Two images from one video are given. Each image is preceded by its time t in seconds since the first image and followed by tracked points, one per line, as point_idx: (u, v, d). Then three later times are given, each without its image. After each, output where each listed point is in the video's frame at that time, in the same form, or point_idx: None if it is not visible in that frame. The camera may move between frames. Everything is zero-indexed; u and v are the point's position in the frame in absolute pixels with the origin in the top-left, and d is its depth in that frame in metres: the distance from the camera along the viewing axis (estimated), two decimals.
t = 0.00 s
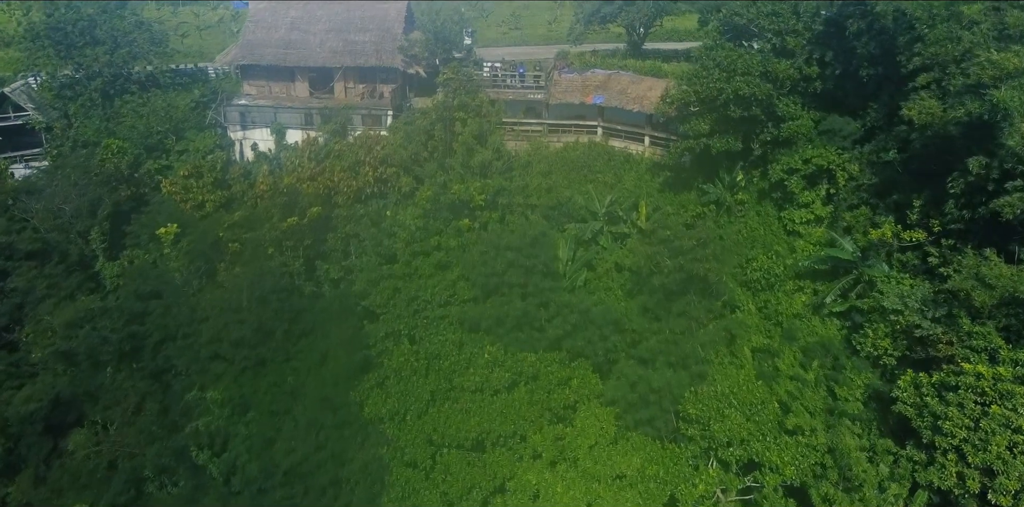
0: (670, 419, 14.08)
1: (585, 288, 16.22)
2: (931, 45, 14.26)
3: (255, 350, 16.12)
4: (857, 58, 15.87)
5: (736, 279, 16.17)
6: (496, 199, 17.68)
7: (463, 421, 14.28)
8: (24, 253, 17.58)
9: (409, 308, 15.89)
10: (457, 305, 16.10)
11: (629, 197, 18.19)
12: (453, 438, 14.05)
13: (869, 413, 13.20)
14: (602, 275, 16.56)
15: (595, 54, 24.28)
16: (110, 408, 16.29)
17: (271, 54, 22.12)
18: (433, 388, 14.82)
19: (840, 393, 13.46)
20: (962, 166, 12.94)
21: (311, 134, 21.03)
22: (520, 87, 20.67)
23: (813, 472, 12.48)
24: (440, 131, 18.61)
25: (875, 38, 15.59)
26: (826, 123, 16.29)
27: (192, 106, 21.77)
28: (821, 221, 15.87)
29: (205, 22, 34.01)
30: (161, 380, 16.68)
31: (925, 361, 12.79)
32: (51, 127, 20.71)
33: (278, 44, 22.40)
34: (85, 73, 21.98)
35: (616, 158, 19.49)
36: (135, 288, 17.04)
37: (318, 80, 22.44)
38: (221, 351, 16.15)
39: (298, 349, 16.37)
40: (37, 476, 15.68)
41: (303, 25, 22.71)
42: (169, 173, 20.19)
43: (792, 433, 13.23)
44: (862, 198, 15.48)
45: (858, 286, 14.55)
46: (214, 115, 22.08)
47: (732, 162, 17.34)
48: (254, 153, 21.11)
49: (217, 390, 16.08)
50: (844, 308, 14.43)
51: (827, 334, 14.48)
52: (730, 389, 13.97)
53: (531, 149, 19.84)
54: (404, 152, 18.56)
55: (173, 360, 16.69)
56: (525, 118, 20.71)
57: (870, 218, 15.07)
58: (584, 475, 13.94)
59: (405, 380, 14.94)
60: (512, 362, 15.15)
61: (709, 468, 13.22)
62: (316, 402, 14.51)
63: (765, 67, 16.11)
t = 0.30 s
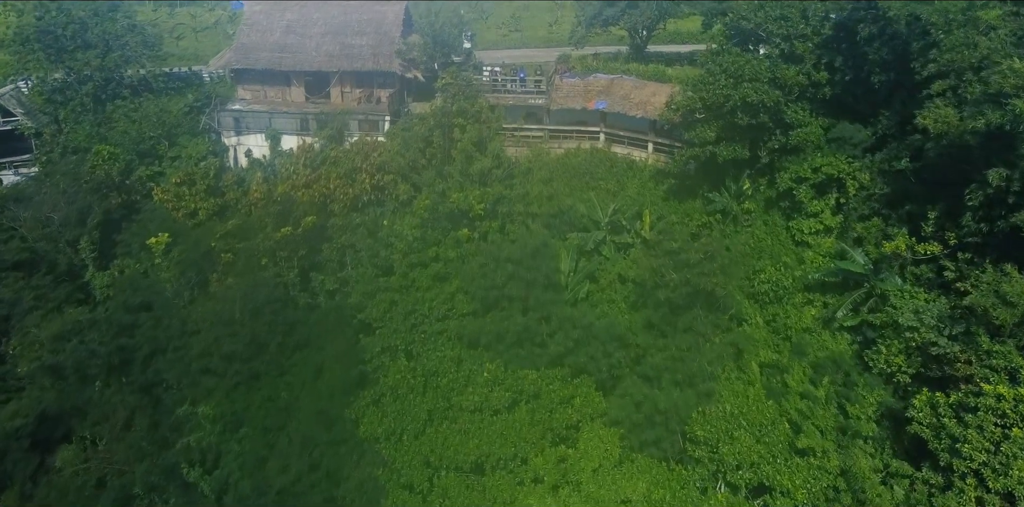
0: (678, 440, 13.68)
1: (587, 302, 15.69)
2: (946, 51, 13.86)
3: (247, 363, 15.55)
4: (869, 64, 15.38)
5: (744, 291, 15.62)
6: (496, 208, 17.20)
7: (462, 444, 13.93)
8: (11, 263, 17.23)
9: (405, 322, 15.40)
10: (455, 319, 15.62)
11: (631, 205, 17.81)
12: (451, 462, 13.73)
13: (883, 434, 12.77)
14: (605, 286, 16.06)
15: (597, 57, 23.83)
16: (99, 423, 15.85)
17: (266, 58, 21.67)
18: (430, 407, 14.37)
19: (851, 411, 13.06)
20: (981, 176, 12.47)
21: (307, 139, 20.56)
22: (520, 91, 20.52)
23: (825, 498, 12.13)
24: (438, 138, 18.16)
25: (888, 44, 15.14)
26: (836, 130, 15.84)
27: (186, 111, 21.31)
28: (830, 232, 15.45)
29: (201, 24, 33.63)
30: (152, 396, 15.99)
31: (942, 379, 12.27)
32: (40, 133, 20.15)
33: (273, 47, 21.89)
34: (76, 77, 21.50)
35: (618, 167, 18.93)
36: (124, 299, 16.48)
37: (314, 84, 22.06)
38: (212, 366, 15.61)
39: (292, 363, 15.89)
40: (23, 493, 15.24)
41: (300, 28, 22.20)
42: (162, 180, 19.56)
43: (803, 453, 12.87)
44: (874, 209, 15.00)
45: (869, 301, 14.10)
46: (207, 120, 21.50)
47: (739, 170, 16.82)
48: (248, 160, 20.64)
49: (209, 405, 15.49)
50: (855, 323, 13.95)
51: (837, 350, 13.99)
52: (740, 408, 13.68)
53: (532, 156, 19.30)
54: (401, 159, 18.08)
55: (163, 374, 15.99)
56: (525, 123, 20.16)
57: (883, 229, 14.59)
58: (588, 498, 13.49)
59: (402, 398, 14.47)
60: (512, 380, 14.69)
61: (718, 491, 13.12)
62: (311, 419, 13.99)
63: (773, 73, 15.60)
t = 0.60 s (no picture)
0: (684, 463, 13.01)
1: (590, 316, 15.21)
2: (964, 57, 13.18)
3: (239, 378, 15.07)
4: (881, 69, 14.84)
5: (751, 304, 15.11)
6: (495, 217, 16.65)
7: (460, 469, 13.23)
8: None
9: (402, 338, 15.02)
10: (453, 335, 15.17)
11: (634, 215, 17.30)
12: (447, 486, 13.01)
13: (898, 456, 12.29)
14: (608, 299, 15.57)
15: (600, 60, 23.37)
16: (85, 440, 14.78)
17: (260, 62, 21.05)
18: (427, 429, 13.81)
19: (864, 430, 12.56)
20: (1004, 187, 11.88)
21: (302, 145, 20.03)
22: (520, 96, 19.69)
23: None
24: (436, 146, 17.68)
25: (901, 49, 14.52)
26: (847, 138, 15.28)
27: (178, 116, 20.80)
28: (840, 243, 15.01)
29: (198, 25, 33.28)
30: (142, 412, 15.22)
31: (962, 400, 11.65)
32: (29, 139, 19.68)
33: (268, 51, 21.26)
34: (65, 81, 20.97)
35: (621, 174, 18.57)
36: (112, 312, 15.95)
37: (308, 88, 21.45)
38: (202, 380, 15.14)
39: (284, 378, 15.33)
40: None
41: (295, 31, 21.47)
42: (153, 187, 19.04)
43: (816, 477, 12.52)
44: (885, 220, 14.54)
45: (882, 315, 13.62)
46: (200, 126, 20.99)
47: (747, 179, 16.34)
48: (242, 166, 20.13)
49: (200, 421, 14.98)
50: (867, 339, 13.48)
51: (849, 366, 13.56)
52: (752, 430, 13.25)
53: (534, 163, 18.93)
54: (398, 167, 17.57)
55: (152, 390, 15.34)
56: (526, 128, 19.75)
57: (897, 242, 14.14)
58: None
59: (398, 419, 13.99)
60: (512, 400, 14.12)
61: None
62: (304, 437, 13.41)
63: (783, 79, 15.03)
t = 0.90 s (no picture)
0: (695, 491, 12.63)
1: (593, 332, 14.73)
2: (983, 66, 12.69)
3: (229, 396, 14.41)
4: (896, 75, 14.32)
5: (761, 319, 14.54)
6: (495, 228, 16.11)
7: (459, 497, 13.03)
8: None
9: (397, 356, 14.39)
10: (450, 353, 14.56)
11: (638, 225, 16.83)
12: None
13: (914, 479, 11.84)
14: (613, 313, 15.05)
15: (602, 63, 22.86)
16: (69, 460, 14.55)
17: (253, 67, 20.55)
18: (424, 453, 13.39)
19: (879, 454, 12.10)
20: None
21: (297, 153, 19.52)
22: (520, 101, 19.48)
23: None
24: (434, 155, 17.15)
25: (917, 56, 13.98)
26: (859, 147, 14.80)
27: (170, 122, 20.37)
28: (853, 254, 14.50)
29: (194, 27, 32.83)
30: (129, 429, 14.81)
31: (984, 423, 11.15)
32: (15, 146, 19.04)
33: (262, 55, 20.74)
34: (54, 85, 20.41)
35: (625, 182, 18.20)
36: (99, 327, 15.22)
37: (303, 93, 20.85)
38: (192, 398, 14.35)
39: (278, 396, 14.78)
40: None
41: (289, 35, 20.91)
42: (143, 195, 18.70)
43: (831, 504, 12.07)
44: (898, 233, 14.12)
45: (897, 333, 13.09)
46: (191, 132, 20.45)
47: (755, 188, 15.73)
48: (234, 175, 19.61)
49: (188, 441, 14.14)
50: (882, 358, 12.95)
51: (863, 385, 12.99)
52: (763, 453, 12.84)
53: (535, 171, 18.46)
54: (394, 176, 17.11)
55: (140, 406, 14.82)
56: (527, 135, 19.19)
57: (912, 257, 13.66)
58: None
59: (394, 442, 13.47)
60: (513, 423, 13.66)
61: None
62: (297, 460, 12.77)
63: (794, 86, 14.44)
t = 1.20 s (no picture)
0: None
1: (597, 350, 14.21)
2: (1007, 73, 11.97)
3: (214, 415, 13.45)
4: (912, 83, 13.80)
5: (770, 336, 13.97)
6: (495, 240, 15.56)
7: None
8: None
9: (391, 377, 13.87)
10: (448, 373, 14.04)
11: (643, 237, 16.33)
12: None
13: None
14: (617, 330, 14.55)
15: (604, 68, 22.36)
16: (52, 483, 13.39)
17: (246, 72, 19.95)
18: (419, 483, 12.73)
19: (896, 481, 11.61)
20: None
21: (291, 160, 18.97)
22: (521, 107, 18.78)
23: None
24: (431, 164, 16.59)
25: (934, 64, 13.37)
26: (873, 158, 14.31)
27: (161, 128, 19.92)
28: (866, 269, 14.02)
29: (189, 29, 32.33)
30: (115, 449, 14.13)
31: (1009, 452, 10.58)
32: None
33: (255, 59, 20.14)
34: (41, 91, 19.93)
35: (629, 191, 17.68)
36: (83, 343, 14.65)
37: (298, 98, 20.25)
38: (179, 418, 13.50)
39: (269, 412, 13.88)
40: None
41: (283, 39, 20.28)
42: (132, 204, 18.08)
43: None
44: (915, 246, 13.45)
45: (914, 353, 12.56)
46: (182, 139, 19.81)
47: (764, 199, 15.20)
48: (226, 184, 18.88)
49: (176, 462, 13.36)
50: (898, 378, 12.39)
51: (878, 406, 12.52)
52: (775, 484, 12.31)
53: (536, 180, 17.94)
54: (390, 186, 16.57)
55: (125, 426, 14.18)
56: (528, 142, 18.72)
57: (930, 273, 12.99)
58: None
59: (389, 470, 12.90)
60: (513, 449, 13.03)
61: None
62: (288, 486, 12.34)
63: (805, 95, 13.89)
